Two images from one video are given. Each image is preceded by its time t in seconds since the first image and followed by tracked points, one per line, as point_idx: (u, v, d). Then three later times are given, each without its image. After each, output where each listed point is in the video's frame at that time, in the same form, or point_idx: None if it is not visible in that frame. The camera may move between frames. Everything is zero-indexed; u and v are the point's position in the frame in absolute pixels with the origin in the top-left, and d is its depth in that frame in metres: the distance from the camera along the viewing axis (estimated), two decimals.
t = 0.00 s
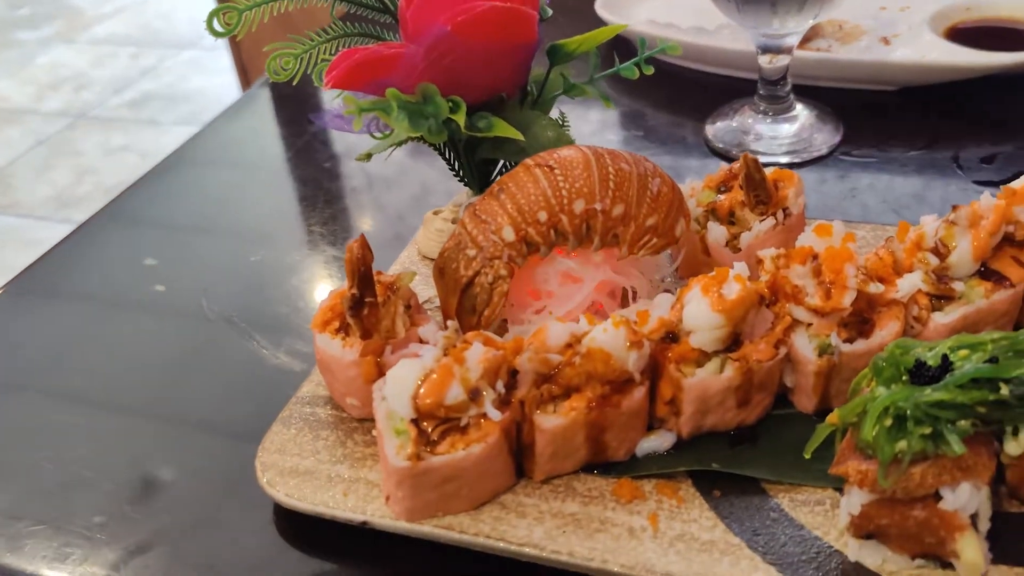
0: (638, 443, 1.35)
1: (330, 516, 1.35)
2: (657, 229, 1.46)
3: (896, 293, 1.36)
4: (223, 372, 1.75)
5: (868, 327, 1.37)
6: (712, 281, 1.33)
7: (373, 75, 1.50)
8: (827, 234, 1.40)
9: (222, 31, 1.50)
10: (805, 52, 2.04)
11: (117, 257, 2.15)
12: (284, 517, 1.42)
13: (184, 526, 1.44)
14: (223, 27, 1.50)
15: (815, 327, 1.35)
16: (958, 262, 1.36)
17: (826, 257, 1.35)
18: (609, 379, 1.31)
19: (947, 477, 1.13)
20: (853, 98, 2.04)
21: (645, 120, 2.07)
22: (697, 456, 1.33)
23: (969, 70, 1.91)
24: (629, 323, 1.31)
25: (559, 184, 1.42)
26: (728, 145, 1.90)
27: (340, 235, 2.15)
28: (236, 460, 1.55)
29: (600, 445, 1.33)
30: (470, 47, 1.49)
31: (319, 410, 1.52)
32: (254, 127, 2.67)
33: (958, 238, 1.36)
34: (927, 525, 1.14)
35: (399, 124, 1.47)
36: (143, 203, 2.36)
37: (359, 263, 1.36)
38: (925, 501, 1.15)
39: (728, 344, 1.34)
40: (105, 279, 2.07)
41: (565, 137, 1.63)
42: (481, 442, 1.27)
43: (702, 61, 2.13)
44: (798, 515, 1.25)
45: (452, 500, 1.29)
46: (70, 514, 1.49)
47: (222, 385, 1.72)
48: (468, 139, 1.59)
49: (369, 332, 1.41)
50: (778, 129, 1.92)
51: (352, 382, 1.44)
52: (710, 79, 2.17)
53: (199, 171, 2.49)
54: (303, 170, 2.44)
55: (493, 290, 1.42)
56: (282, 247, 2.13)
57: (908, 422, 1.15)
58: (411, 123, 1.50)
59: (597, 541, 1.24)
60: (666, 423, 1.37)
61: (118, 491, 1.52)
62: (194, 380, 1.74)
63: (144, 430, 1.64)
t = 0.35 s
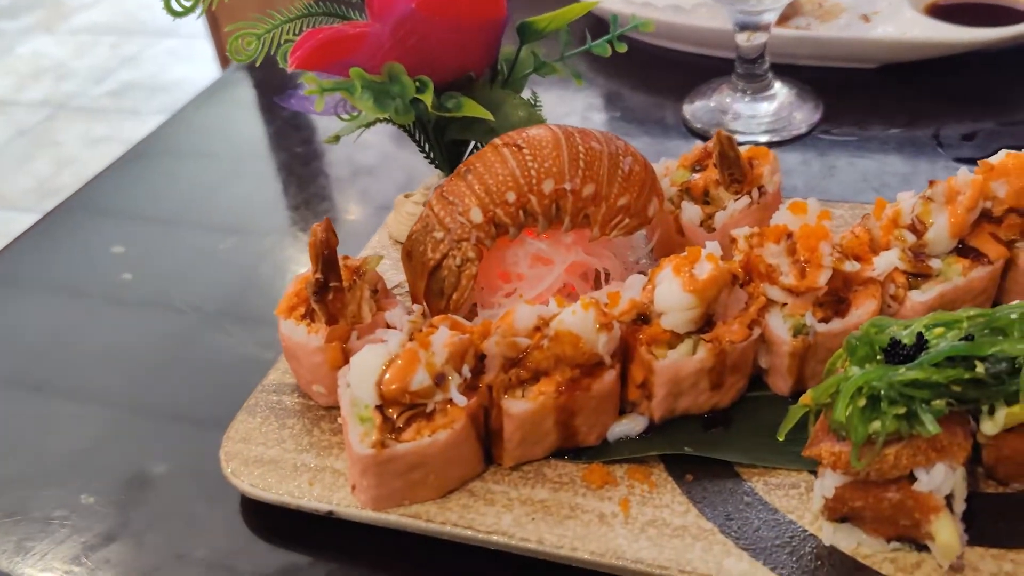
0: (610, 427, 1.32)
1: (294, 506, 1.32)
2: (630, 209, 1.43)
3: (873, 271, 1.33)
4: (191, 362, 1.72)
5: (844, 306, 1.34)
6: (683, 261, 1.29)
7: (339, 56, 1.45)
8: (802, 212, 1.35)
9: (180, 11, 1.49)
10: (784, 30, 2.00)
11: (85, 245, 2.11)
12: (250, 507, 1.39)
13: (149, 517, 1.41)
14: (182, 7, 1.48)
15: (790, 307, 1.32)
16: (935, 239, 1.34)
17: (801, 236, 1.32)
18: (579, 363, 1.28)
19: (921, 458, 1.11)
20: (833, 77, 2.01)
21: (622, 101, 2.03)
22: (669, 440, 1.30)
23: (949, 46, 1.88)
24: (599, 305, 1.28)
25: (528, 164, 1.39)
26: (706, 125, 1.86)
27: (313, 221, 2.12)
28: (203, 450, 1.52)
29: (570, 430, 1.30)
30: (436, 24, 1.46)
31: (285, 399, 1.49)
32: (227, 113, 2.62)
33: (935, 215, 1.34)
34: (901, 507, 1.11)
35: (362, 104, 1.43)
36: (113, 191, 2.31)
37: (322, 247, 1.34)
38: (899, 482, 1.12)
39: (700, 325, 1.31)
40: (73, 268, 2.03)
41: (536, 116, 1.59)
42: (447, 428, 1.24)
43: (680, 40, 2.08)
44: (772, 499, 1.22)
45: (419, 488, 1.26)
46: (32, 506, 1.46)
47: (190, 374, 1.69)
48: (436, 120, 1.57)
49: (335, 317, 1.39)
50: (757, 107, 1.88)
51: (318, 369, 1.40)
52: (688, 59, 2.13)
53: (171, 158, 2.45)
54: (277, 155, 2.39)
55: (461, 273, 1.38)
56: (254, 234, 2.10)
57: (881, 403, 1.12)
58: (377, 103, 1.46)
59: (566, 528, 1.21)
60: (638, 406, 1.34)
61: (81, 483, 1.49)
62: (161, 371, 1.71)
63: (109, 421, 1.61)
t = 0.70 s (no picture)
0: (595, 419, 1.30)
1: (276, 503, 1.30)
2: (614, 198, 1.40)
3: (860, 258, 1.32)
4: (172, 357, 1.69)
5: (831, 295, 1.32)
6: (668, 251, 1.27)
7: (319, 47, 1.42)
8: (788, 200, 1.34)
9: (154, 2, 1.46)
10: (771, 17, 1.98)
11: (65, 240, 2.08)
12: (231, 504, 1.37)
13: (128, 515, 1.39)
14: None
15: (776, 296, 1.31)
16: (923, 226, 1.33)
17: (787, 223, 1.30)
18: (563, 354, 1.26)
19: (908, 448, 1.09)
20: (821, 64, 1.99)
21: (608, 91, 2.01)
22: (655, 432, 1.29)
23: (936, 32, 1.86)
24: (583, 295, 1.26)
25: (510, 153, 1.36)
26: (693, 114, 1.84)
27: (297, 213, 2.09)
28: (184, 446, 1.50)
29: (554, 423, 1.28)
30: (418, 12, 1.43)
31: (267, 394, 1.48)
32: (210, 104, 2.59)
33: (922, 201, 1.33)
34: (888, 498, 1.10)
35: (341, 94, 1.41)
36: (94, 185, 2.28)
37: (302, 240, 1.32)
38: (886, 472, 1.11)
39: (685, 315, 1.29)
40: (53, 263, 2.01)
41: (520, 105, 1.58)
42: (428, 422, 1.22)
43: (667, 27, 2.06)
44: (759, 491, 1.20)
45: (401, 482, 1.24)
46: (10, 505, 1.44)
47: (171, 370, 1.67)
48: (418, 110, 1.54)
49: (316, 310, 1.37)
50: (744, 96, 1.86)
51: (299, 363, 1.38)
52: (674, 48, 2.11)
53: (153, 151, 2.42)
54: (260, 147, 2.37)
55: (444, 265, 1.36)
56: (237, 228, 2.07)
57: (868, 392, 1.10)
58: (359, 94, 1.44)
59: (550, 522, 1.19)
60: (624, 398, 1.33)
61: (59, 481, 1.47)
62: (141, 366, 1.69)
63: (89, 418, 1.59)
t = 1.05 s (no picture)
0: (574, 413, 1.30)
1: (255, 500, 1.30)
2: (592, 191, 1.40)
3: (837, 250, 1.32)
4: (152, 355, 1.68)
5: (808, 286, 1.32)
6: (646, 244, 1.27)
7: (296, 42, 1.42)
8: (765, 192, 1.35)
9: None
10: (750, 11, 1.99)
11: (43, 239, 2.06)
12: (210, 502, 1.36)
13: (106, 513, 1.38)
14: None
15: (754, 288, 1.31)
16: (899, 218, 1.33)
17: (764, 215, 1.31)
18: (541, 348, 1.26)
19: (885, 437, 1.09)
20: (800, 57, 2.00)
21: (589, 86, 2.01)
22: (634, 425, 1.29)
23: (913, 25, 1.88)
24: (561, 288, 1.25)
25: (487, 147, 1.36)
26: (673, 108, 1.84)
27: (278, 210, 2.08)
28: (163, 444, 1.49)
29: (534, 416, 1.28)
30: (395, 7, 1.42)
31: (246, 390, 1.47)
32: (190, 102, 2.58)
33: (899, 192, 1.34)
34: (865, 488, 1.10)
35: (318, 90, 1.41)
36: (73, 184, 2.27)
37: (280, 236, 1.31)
38: (863, 462, 1.11)
39: (664, 308, 1.29)
40: (31, 262, 1.99)
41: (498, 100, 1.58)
42: (407, 417, 1.22)
43: (648, 22, 2.07)
44: (737, 482, 1.21)
45: (381, 477, 1.24)
46: None
47: (150, 368, 1.66)
48: (397, 105, 1.54)
49: (294, 306, 1.36)
50: (723, 90, 1.87)
51: (278, 360, 1.38)
52: (655, 42, 2.12)
53: (133, 148, 2.40)
54: (241, 144, 2.35)
55: (422, 260, 1.36)
56: (218, 226, 2.06)
57: (844, 382, 1.10)
58: (337, 90, 1.44)
59: (530, 516, 1.19)
60: (603, 391, 1.32)
61: (37, 480, 1.46)
62: (120, 365, 1.67)
63: (67, 417, 1.58)
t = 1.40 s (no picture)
0: (536, 412, 1.33)
1: (222, 500, 1.31)
2: (554, 193, 1.43)
3: (794, 250, 1.34)
4: (123, 357, 1.70)
5: (766, 285, 1.34)
6: (605, 245, 1.30)
7: (262, 47, 1.43)
8: (724, 192, 1.37)
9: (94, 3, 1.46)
10: (718, 11, 2.01)
11: (15, 242, 2.07)
12: (178, 502, 1.38)
13: (74, 515, 1.39)
14: None
15: (712, 287, 1.33)
16: (855, 217, 1.35)
17: (722, 216, 1.33)
18: (502, 348, 1.27)
19: (835, 433, 1.11)
20: (767, 57, 2.02)
21: (559, 87, 2.04)
22: (595, 423, 1.31)
23: (877, 25, 1.91)
24: (521, 289, 1.27)
25: (450, 150, 1.38)
26: (640, 109, 1.86)
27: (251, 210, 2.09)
28: (133, 446, 1.51)
29: (496, 416, 1.30)
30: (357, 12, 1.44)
31: (215, 392, 1.48)
32: (165, 103, 2.58)
33: (855, 192, 1.35)
34: (816, 483, 1.12)
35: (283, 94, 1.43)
36: (47, 187, 2.27)
37: (244, 239, 1.33)
38: (814, 457, 1.13)
39: (623, 308, 1.31)
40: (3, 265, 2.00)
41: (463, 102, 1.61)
42: (370, 417, 1.23)
43: (617, 23, 2.09)
44: (695, 478, 1.23)
45: (345, 477, 1.26)
46: None
47: (121, 370, 1.67)
48: (363, 108, 1.56)
49: (261, 309, 1.38)
50: (690, 90, 1.89)
51: (245, 362, 1.40)
52: (625, 43, 2.14)
53: (107, 150, 2.40)
54: (215, 145, 2.36)
55: (387, 262, 1.38)
56: (191, 227, 2.07)
57: (795, 379, 1.13)
58: (302, 94, 1.45)
59: (491, 513, 1.21)
60: (565, 390, 1.35)
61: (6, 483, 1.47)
62: (91, 368, 1.69)
63: (38, 419, 1.59)
